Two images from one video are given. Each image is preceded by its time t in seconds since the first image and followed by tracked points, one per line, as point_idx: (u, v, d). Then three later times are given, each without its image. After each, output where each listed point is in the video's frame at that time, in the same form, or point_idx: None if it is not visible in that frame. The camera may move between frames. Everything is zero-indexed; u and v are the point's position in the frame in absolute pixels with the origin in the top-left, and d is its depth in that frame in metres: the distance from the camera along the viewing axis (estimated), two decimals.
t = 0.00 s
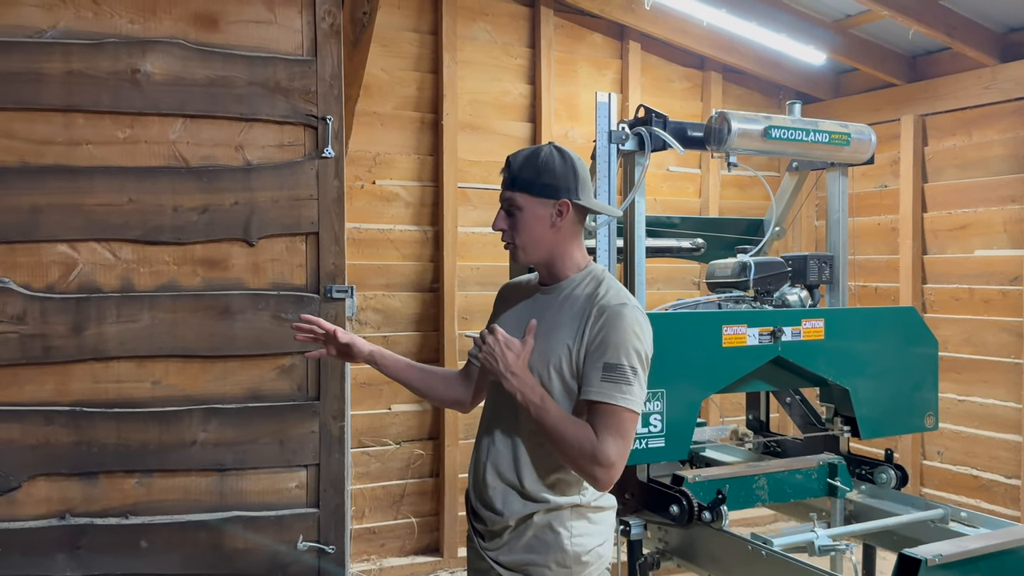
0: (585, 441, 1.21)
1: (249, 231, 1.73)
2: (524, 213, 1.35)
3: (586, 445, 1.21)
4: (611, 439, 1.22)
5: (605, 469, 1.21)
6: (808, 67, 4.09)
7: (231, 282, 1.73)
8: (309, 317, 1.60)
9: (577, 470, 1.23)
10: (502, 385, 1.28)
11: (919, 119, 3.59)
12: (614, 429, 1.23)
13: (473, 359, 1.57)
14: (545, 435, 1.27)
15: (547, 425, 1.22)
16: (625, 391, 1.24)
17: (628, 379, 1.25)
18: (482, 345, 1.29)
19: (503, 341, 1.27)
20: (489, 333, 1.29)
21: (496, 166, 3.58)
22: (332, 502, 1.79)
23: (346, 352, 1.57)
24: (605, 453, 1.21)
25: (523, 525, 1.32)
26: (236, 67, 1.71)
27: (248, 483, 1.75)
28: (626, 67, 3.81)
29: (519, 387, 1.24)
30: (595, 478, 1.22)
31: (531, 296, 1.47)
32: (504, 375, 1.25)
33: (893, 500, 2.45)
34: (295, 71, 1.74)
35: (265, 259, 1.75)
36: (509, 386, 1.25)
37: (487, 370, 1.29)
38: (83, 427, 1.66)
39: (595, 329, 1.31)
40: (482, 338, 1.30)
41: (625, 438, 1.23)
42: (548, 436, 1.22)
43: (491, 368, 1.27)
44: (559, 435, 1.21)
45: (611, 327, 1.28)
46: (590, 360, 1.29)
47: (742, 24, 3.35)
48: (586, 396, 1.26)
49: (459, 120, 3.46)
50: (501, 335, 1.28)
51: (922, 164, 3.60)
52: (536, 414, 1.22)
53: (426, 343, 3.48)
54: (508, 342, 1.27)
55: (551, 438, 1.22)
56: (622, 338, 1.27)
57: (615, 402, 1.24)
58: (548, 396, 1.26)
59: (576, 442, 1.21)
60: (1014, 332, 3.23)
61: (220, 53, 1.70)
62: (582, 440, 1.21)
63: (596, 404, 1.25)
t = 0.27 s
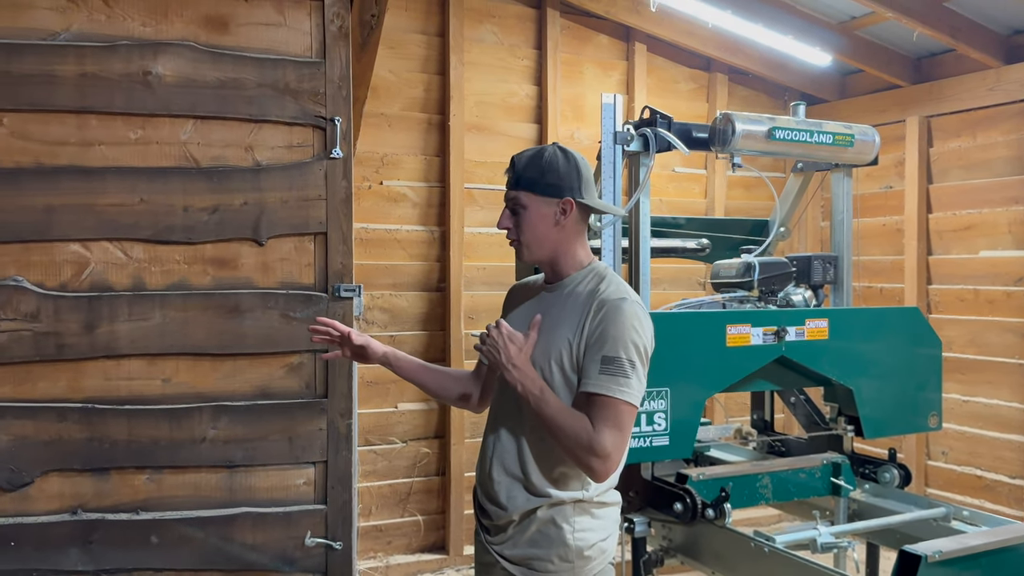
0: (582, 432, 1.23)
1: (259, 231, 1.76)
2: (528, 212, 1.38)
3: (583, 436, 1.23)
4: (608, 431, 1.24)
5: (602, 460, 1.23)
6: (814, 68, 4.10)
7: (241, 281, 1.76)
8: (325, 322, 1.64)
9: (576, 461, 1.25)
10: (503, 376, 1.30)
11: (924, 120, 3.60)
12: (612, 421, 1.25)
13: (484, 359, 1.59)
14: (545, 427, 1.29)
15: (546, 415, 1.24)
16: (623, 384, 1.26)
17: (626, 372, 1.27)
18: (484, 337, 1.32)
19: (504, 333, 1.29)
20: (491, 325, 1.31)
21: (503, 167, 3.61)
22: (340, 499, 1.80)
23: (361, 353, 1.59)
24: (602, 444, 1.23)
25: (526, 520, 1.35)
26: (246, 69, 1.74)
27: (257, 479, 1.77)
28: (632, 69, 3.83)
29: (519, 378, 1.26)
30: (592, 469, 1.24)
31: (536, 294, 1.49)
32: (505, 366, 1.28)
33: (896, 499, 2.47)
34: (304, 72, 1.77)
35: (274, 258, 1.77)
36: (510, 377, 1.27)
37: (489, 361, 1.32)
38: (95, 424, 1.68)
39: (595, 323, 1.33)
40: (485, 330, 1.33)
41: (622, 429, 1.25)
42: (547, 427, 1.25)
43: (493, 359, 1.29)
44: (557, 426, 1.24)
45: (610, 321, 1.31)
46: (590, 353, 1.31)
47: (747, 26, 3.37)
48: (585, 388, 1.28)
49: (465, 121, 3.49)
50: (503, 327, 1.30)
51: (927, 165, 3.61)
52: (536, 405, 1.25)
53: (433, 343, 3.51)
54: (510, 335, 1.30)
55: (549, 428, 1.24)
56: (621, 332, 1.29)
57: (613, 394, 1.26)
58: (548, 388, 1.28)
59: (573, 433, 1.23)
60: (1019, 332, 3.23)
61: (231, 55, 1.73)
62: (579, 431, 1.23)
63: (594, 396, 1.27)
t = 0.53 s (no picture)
0: (582, 424, 1.27)
1: (267, 230, 1.80)
2: (559, 209, 1.41)
3: (583, 428, 1.27)
4: (607, 422, 1.28)
5: (602, 451, 1.27)
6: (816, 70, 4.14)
7: (249, 279, 1.81)
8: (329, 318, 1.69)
9: (576, 453, 1.29)
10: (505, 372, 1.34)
11: (924, 122, 3.63)
12: (610, 413, 1.29)
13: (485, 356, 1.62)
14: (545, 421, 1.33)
15: (546, 409, 1.28)
16: (621, 377, 1.31)
17: (624, 365, 1.31)
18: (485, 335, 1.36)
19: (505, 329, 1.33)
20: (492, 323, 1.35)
21: (507, 168, 3.66)
22: (345, 493, 1.85)
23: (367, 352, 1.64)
24: (601, 435, 1.27)
25: (528, 512, 1.39)
26: (254, 72, 1.79)
27: (264, 473, 1.82)
28: (635, 71, 3.88)
29: (520, 373, 1.30)
30: (592, 460, 1.28)
31: (535, 293, 1.54)
32: (506, 362, 1.32)
33: (892, 496, 2.50)
34: (311, 75, 1.82)
35: (281, 257, 1.82)
36: (511, 372, 1.31)
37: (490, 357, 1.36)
38: (106, 418, 1.73)
39: (593, 319, 1.38)
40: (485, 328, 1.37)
41: (621, 421, 1.30)
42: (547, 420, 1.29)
43: (494, 355, 1.33)
44: (557, 419, 1.28)
45: (607, 317, 1.35)
46: (588, 349, 1.35)
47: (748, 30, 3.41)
48: (584, 382, 1.33)
49: (470, 122, 3.54)
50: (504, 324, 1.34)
51: (927, 167, 3.64)
52: (536, 399, 1.29)
53: (437, 341, 3.56)
54: (509, 331, 1.34)
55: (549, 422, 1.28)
56: (619, 326, 1.33)
57: (612, 387, 1.30)
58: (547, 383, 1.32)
59: (573, 425, 1.27)
60: (1017, 332, 3.26)
61: (240, 57, 1.78)
62: (579, 423, 1.27)
63: (593, 390, 1.31)
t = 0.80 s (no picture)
0: (590, 420, 1.29)
1: (271, 228, 1.82)
2: (574, 209, 1.44)
3: (592, 424, 1.29)
4: (615, 417, 1.30)
5: (611, 446, 1.29)
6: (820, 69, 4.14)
7: (253, 276, 1.83)
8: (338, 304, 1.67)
9: (584, 449, 1.31)
10: (509, 370, 1.35)
11: (927, 122, 3.63)
12: (617, 408, 1.31)
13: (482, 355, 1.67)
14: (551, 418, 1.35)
15: (554, 407, 1.29)
16: (627, 373, 1.33)
17: (629, 361, 1.33)
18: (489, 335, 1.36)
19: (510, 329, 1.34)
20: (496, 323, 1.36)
21: (510, 167, 3.67)
22: (347, 488, 1.87)
23: (366, 342, 1.65)
24: (610, 430, 1.29)
25: (531, 506, 1.41)
26: (259, 70, 1.81)
27: (267, 468, 1.84)
28: (638, 69, 3.88)
29: (526, 371, 1.31)
30: (601, 455, 1.30)
31: (532, 291, 1.55)
32: (511, 362, 1.32)
33: (892, 495, 2.51)
34: (315, 73, 1.83)
35: (285, 254, 1.84)
36: (517, 371, 1.32)
37: (494, 356, 1.36)
38: (112, 413, 1.76)
39: (596, 318, 1.39)
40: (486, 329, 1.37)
41: (628, 415, 1.32)
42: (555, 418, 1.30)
43: (500, 354, 1.34)
44: (565, 416, 1.29)
45: (612, 315, 1.37)
46: (593, 346, 1.37)
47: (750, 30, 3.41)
48: (590, 379, 1.34)
49: (474, 121, 3.55)
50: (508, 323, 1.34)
51: (931, 166, 3.64)
52: (543, 398, 1.30)
53: (440, 338, 3.58)
54: (513, 330, 1.34)
55: (557, 419, 1.29)
56: (623, 323, 1.36)
57: (618, 382, 1.32)
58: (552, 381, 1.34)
59: (582, 421, 1.29)
60: (1019, 332, 3.26)
61: (245, 57, 1.80)
62: (587, 420, 1.29)
63: (599, 386, 1.33)
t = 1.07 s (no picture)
0: (591, 413, 1.33)
1: (279, 226, 1.88)
2: (569, 210, 1.49)
3: (593, 417, 1.33)
4: (614, 410, 1.35)
5: (610, 438, 1.34)
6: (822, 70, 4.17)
7: (262, 273, 1.88)
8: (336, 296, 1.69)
9: (584, 441, 1.35)
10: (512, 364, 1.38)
11: (927, 123, 3.66)
12: (616, 402, 1.37)
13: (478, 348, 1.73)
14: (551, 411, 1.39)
15: (557, 400, 1.33)
16: (625, 368, 1.38)
17: (628, 357, 1.39)
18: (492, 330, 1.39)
19: (513, 323, 1.37)
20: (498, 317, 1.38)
21: (514, 166, 3.72)
22: (353, 480, 1.92)
23: (367, 334, 1.68)
24: (610, 423, 1.34)
25: (528, 495, 1.46)
26: (267, 72, 1.86)
27: (275, 460, 1.89)
28: (641, 70, 3.93)
29: (529, 365, 1.35)
30: (601, 447, 1.35)
31: (531, 289, 1.60)
32: (514, 356, 1.36)
33: (887, 490, 2.56)
34: (322, 75, 1.88)
35: (293, 252, 1.89)
36: (521, 365, 1.35)
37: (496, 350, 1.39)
38: (124, 405, 1.81)
39: (595, 315, 1.44)
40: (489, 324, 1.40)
41: (625, 409, 1.37)
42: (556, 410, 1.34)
43: (504, 349, 1.37)
44: (567, 409, 1.33)
45: (611, 312, 1.42)
46: (592, 342, 1.42)
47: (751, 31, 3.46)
48: (590, 374, 1.40)
49: (478, 121, 3.60)
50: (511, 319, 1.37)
51: (930, 166, 3.68)
52: (545, 391, 1.34)
53: (445, 335, 3.64)
54: (515, 325, 1.38)
55: (559, 412, 1.33)
56: (622, 321, 1.41)
57: (617, 377, 1.38)
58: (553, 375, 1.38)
59: (583, 414, 1.33)
60: (1016, 331, 3.30)
61: (254, 58, 1.85)
62: (588, 412, 1.33)
63: (598, 381, 1.38)
